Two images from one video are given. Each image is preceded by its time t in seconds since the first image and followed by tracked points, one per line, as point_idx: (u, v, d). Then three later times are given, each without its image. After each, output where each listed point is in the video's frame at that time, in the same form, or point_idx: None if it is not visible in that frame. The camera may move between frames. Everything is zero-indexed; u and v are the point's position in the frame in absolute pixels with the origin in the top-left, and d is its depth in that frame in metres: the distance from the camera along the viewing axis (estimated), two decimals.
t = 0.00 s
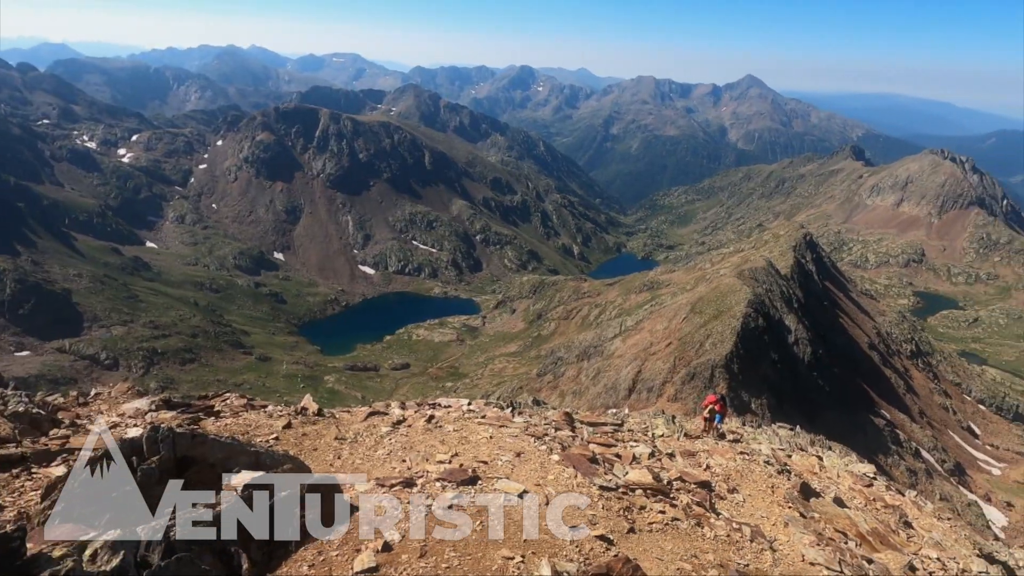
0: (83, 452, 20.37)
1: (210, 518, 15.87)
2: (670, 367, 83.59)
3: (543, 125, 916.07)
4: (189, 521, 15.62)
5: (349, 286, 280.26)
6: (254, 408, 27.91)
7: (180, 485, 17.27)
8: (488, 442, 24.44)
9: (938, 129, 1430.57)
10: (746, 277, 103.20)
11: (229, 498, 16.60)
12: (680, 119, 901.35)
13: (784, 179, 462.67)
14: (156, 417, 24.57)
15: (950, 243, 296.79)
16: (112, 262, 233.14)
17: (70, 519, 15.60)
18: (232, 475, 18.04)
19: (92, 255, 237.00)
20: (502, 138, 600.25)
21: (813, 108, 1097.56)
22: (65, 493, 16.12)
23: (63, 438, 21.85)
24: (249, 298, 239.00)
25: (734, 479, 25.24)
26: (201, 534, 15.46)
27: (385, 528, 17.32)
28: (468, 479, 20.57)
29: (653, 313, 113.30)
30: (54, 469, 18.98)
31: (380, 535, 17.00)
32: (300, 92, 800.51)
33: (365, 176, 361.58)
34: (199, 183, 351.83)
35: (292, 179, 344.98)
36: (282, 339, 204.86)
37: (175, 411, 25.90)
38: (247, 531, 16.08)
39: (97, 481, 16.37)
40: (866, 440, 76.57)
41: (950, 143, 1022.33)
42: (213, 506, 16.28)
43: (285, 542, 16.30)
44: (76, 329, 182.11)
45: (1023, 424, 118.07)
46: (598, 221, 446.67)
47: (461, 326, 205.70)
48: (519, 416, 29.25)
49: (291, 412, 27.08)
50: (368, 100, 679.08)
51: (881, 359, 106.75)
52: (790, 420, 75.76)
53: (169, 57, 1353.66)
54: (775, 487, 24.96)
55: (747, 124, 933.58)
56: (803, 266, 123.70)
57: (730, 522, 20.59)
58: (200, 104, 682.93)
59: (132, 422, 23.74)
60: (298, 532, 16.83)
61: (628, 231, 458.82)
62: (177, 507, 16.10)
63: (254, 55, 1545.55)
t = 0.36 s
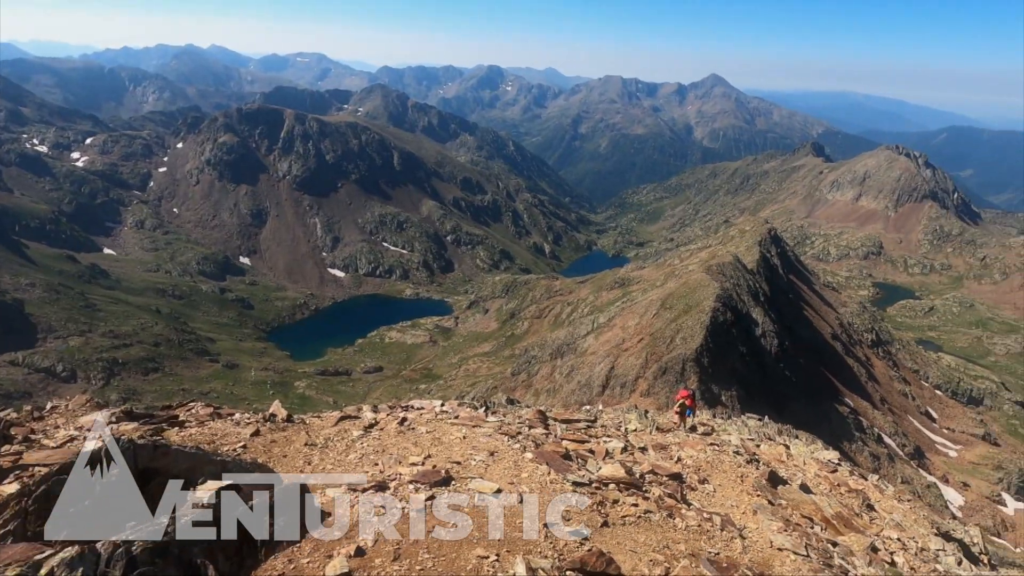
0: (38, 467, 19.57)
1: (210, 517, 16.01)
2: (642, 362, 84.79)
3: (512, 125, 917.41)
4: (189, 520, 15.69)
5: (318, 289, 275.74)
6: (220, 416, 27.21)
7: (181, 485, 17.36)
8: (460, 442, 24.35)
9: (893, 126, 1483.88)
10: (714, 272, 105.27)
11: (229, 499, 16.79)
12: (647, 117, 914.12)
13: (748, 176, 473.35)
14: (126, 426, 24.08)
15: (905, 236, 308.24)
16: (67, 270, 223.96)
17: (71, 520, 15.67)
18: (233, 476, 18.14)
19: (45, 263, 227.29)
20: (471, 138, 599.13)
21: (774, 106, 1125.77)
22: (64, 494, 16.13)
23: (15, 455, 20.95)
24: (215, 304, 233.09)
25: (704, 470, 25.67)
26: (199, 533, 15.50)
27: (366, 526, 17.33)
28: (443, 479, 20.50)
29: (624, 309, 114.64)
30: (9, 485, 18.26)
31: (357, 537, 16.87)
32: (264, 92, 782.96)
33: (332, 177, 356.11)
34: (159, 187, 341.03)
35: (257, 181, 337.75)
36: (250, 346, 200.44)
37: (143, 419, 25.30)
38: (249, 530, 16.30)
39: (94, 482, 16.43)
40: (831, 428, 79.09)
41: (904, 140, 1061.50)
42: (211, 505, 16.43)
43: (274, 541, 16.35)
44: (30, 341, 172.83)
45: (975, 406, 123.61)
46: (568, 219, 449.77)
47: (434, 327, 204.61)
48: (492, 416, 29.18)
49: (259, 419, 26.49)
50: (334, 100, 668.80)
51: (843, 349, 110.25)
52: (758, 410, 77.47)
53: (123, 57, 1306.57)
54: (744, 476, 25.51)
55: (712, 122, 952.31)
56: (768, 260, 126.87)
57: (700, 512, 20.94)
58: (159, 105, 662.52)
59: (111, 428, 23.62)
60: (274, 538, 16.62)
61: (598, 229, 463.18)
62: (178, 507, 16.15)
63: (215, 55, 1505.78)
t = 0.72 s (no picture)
0: None
1: (211, 518, 16.78)
2: (613, 358, 85.78)
3: (480, 125, 915.75)
4: (190, 518, 16.46)
5: (285, 294, 269.92)
6: (183, 426, 26.38)
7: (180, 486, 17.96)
8: (433, 443, 24.19)
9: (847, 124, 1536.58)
10: (681, 268, 107.09)
11: (228, 501, 17.52)
12: (613, 116, 924.48)
13: (712, 173, 483.62)
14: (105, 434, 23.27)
15: (862, 229, 319.19)
16: (16, 279, 213.37)
17: (72, 522, 16.03)
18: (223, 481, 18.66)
19: None
20: (438, 138, 595.72)
21: (735, 105, 1152.53)
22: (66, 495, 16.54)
23: None
24: (177, 311, 226.01)
25: (674, 463, 26.10)
26: (200, 532, 16.29)
27: (351, 525, 17.56)
28: (417, 480, 20.46)
29: (594, 307, 115.70)
30: None
31: (332, 540, 16.87)
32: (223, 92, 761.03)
33: (297, 179, 349.43)
34: (114, 191, 328.41)
35: (218, 184, 328.81)
36: (215, 353, 195.15)
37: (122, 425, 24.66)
38: (245, 529, 16.82)
39: (95, 483, 17.00)
40: (796, 417, 81.40)
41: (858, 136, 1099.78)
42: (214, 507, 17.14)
43: (260, 541, 16.61)
44: None
45: (929, 390, 129.07)
46: (537, 218, 451.93)
47: (405, 329, 203.01)
48: (464, 416, 29.10)
49: (224, 428, 25.78)
50: (297, 100, 655.16)
51: (806, 339, 113.66)
52: (726, 402, 79.09)
53: (71, 57, 1251.85)
54: (713, 467, 26.05)
55: (676, 121, 969.34)
56: (733, 255, 129.80)
57: (671, 503, 21.35)
58: (110, 107, 637.21)
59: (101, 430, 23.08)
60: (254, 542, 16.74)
61: (567, 227, 466.09)
62: (176, 506, 16.81)
63: (170, 54, 1457.49)
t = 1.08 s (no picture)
0: None
1: (210, 517, 17.56)
2: (585, 355, 86.46)
3: (447, 125, 910.73)
4: (191, 519, 17.18)
5: (250, 299, 263.46)
6: (144, 437, 25.37)
7: (180, 485, 18.71)
8: (403, 445, 23.90)
9: (805, 121, 1582.74)
10: (649, 264, 108.54)
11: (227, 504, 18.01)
12: (579, 115, 931.44)
13: (676, 170, 492.12)
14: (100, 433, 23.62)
15: (821, 222, 329.11)
16: None
17: (72, 523, 16.40)
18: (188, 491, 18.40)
19: None
20: (405, 138, 590.10)
21: (698, 103, 1175.52)
22: (69, 492, 16.94)
23: None
24: (136, 320, 218.02)
25: (645, 456, 26.41)
26: (201, 531, 16.94)
27: (352, 526, 17.54)
28: (388, 482, 20.28)
29: (565, 305, 116.45)
30: None
31: (303, 545, 16.65)
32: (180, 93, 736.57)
33: (260, 181, 341.47)
34: (65, 196, 314.47)
35: (176, 187, 318.51)
36: (177, 362, 189.06)
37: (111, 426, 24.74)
38: (244, 528, 17.24)
39: (94, 482, 17.49)
40: (763, 407, 83.37)
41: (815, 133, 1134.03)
42: (214, 507, 17.84)
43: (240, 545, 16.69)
44: None
45: (887, 377, 134.07)
46: (506, 217, 452.01)
47: (375, 332, 200.56)
48: (435, 417, 28.91)
49: (187, 438, 24.87)
50: (258, 100, 639.09)
51: (771, 331, 116.72)
52: (696, 395, 80.47)
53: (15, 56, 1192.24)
54: (683, 459, 26.44)
55: (641, 118, 982.56)
56: (699, 251, 132.24)
57: (641, 495, 21.66)
58: (58, 108, 608.81)
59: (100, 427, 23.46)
60: (221, 552, 16.43)
61: (536, 225, 467.65)
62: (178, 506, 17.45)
63: (122, 53, 1403.68)
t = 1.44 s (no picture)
0: None
1: (208, 521, 17.80)
2: (558, 352, 86.91)
3: (415, 124, 903.48)
4: (188, 524, 17.49)
5: (215, 305, 256.80)
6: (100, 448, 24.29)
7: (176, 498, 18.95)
8: (375, 449, 23.59)
9: (767, 119, 1622.13)
10: (620, 261, 109.81)
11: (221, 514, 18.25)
12: (548, 114, 935.80)
13: (645, 167, 498.86)
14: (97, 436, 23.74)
15: (784, 217, 337.63)
16: None
17: (70, 525, 16.78)
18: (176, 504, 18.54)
19: None
20: (372, 138, 583.24)
21: (665, 102, 1194.43)
22: (61, 506, 17.35)
23: None
24: (95, 328, 210.07)
25: (617, 451, 26.67)
26: (201, 533, 17.25)
27: (350, 525, 17.53)
28: (361, 485, 20.06)
29: (538, 303, 116.82)
30: None
31: (274, 552, 16.38)
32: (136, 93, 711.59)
33: (223, 184, 333.07)
34: (15, 201, 300.80)
35: (135, 191, 308.09)
36: (140, 371, 182.91)
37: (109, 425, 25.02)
38: (240, 531, 17.44)
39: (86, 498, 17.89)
40: (733, 399, 84.96)
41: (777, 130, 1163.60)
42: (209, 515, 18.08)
43: (226, 550, 16.63)
44: None
45: (850, 366, 138.40)
46: (478, 217, 451.20)
47: (346, 335, 197.79)
48: (408, 419, 28.62)
49: (149, 448, 23.97)
50: (219, 100, 621.79)
51: (739, 325, 119.29)
52: (667, 388, 81.58)
53: None
54: (654, 451, 26.85)
55: (609, 117, 993.23)
56: (668, 247, 134.37)
57: (615, 489, 21.87)
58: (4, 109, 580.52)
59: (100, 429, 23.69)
60: (188, 564, 16.03)
61: (507, 224, 468.02)
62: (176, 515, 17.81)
63: (74, 52, 1350.33)
